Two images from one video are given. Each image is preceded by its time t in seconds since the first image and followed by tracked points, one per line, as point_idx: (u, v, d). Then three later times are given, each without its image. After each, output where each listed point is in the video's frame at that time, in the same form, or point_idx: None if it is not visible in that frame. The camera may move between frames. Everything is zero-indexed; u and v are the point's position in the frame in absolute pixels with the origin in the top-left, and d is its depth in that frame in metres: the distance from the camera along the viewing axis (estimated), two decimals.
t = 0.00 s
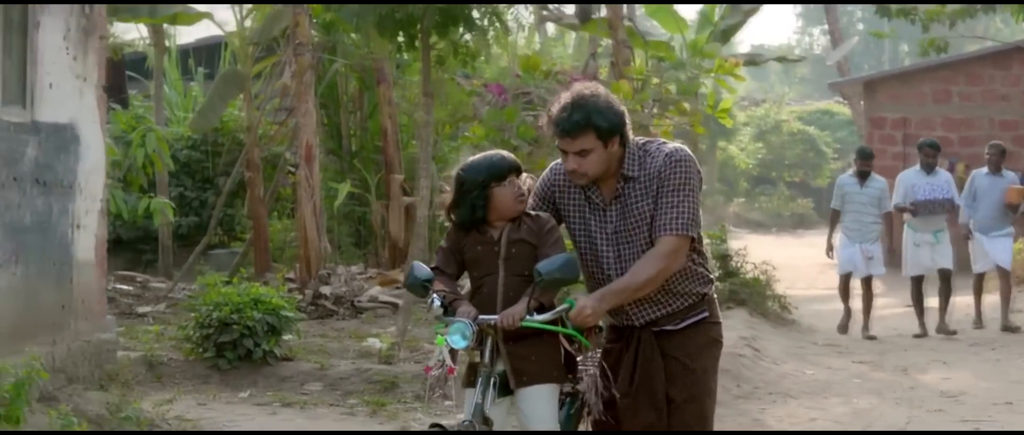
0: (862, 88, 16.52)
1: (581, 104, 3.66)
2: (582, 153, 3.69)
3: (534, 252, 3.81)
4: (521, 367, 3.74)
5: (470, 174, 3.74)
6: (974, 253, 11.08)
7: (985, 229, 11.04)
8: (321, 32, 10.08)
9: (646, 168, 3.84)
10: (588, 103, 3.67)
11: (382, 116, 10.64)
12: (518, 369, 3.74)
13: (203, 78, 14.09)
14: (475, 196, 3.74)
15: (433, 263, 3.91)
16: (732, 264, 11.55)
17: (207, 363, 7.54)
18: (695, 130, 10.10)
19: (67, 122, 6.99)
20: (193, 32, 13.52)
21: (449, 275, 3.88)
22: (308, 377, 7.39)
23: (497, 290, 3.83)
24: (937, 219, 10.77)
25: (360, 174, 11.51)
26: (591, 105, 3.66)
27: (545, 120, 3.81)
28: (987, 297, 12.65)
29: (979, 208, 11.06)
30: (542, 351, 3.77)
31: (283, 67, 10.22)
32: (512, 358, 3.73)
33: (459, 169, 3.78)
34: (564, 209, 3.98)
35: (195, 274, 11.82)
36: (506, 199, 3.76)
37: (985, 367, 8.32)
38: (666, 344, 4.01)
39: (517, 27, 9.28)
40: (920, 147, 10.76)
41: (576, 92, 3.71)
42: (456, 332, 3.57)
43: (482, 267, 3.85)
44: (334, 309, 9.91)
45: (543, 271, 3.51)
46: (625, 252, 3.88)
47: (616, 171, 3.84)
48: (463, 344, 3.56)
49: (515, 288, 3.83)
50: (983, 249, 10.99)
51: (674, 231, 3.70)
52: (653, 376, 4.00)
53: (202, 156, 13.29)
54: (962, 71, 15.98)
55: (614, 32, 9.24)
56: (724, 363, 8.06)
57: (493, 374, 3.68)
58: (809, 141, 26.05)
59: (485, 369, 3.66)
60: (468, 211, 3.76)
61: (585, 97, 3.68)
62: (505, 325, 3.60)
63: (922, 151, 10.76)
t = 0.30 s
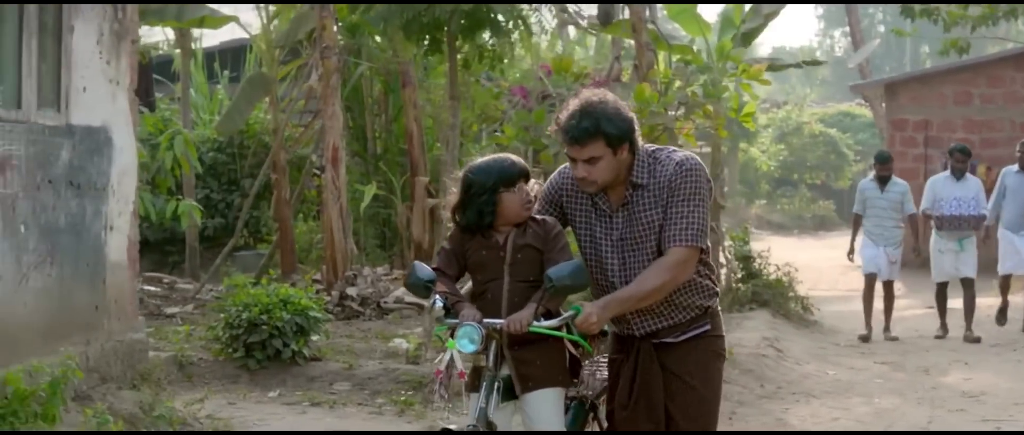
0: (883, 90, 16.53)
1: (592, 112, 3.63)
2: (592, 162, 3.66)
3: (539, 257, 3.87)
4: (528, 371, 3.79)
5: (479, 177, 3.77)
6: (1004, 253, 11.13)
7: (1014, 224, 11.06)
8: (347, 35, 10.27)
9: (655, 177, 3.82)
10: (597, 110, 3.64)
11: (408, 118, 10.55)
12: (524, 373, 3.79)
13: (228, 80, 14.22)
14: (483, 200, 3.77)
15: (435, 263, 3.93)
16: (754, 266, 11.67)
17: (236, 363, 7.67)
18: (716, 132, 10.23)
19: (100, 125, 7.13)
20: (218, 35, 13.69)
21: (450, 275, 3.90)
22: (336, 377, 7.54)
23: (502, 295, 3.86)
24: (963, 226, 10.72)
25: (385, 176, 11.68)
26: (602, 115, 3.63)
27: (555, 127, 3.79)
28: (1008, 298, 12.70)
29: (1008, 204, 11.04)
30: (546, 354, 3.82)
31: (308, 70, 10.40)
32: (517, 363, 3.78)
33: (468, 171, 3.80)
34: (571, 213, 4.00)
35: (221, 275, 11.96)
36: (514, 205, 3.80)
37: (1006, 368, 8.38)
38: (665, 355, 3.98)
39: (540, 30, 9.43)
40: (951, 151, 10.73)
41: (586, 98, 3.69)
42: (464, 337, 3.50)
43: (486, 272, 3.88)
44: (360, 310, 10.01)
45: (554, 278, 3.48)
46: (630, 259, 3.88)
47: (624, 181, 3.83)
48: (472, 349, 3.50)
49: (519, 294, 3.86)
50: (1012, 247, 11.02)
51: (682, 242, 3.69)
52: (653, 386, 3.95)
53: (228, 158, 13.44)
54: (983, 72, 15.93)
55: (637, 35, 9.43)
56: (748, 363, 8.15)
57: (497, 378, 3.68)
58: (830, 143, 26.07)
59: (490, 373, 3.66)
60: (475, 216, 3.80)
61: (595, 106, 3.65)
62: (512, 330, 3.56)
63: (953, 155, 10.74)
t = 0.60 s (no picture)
0: (905, 89, 16.51)
1: (612, 113, 3.58)
2: (610, 165, 3.61)
3: (548, 261, 3.79)
4: (535, 373, 3.73)
5: (488, 176, 3.72)
6: None
7: None
8: (373, 36, 10.45)
9: (674, 187, 3.74)
10: (619, 112, 3.60)
11: (433, 118, 10.56)
12: (531, 375, 3.73)
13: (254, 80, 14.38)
14: (493, 200, 3.71)
15: (440, 263, 3.86)
16: (778, 264, 11.75)
17: (266, 360, 7.83)
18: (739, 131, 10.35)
19: (134, 125, 7.32)
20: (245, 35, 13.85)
21: (456, 277, 3.84)
22: (364, 374, 7.67)
23: (509, 298, 3.79)
24: (991, 219, 10.69)
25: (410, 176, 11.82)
26: (624, 117, 3.58)
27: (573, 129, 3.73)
28: None
29: None
30: (553, 355, 3.75)
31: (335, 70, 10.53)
32: (524, 365, 3.72)
33: (478, 171, 3.75)
34: (583, 219, 3.90)
35: (248, 274, 12.13)
36: (523, 207, 3.74)
37: None
38: (672, 362, 3.85)
39: (563, 30, 9.56)
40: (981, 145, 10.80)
41: (607, 100, 3.64)
42: (473, 338, 3.45)
43: (492, 275, 3.82)
44: (387, 308, 10.18)
45: (564, 280, 3.44)
46: (643, 269, 3.78)
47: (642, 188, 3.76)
48: (481, 350, 3.45)
49: (527, 297, 3.79)
50: None
51: (698, 255, 3.63)
52: (656, 392, 3.83)
53: (254, 158, 13.58)
54: (1005, 72, 15.89)
55: (660, 36, 9.58)
56: (771, 361, 8.24)
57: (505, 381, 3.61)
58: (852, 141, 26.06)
59: (497, 376, 3.58)
60: (484, 215, 3.74)
61: (616, 108, 3.60)
62: (520, 332, 3.50)
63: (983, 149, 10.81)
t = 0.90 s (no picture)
0: (922, 89, 16.56)
1: (612, 100, 3.53)
2: (610, 155, 3.56)
3: (552, 263, 3.78)
4: (538, 378, 3.72)
5: (496, 177, 3.69)
6: None
7: None
8: (393, 36, 10.58)
9: (672, 178, 3.69)
10: (617, 99, 3.55)
11: (454, 118, 10.69)
12: (534, 379, 3.72)
13: (274, 80, 14.48)
14: (500, 199, 3.69)
15: (442, 267, 3.85)
16: (795, 262, 11.93)
17: (290, 357, 7.99)
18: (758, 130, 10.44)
19: (160, 124, 7.43)
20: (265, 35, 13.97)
21: (457, 280, 3.81)
22: (388, 371, 7.83)
23: (513, 300, 3.78)
24: (1010, 212, 10.72)
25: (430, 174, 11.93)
26: (624, 105, 3.53)
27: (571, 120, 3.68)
28: None
29: None
30: (557, 360, 3.74)
31: (355, 69, 10.64)
32: (527, 369, 3.71)
33: (484, 171, 3.73)
34: (583, 214, 3.85)
35: (270, 272, 12.27)
36: (530, 206, 3.72)
37: None
38: (689, 355, 3.82)
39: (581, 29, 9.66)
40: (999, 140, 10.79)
41: (607, 87, 3.59)
42: (474, 341, 3.43)
43: (495, 277, 3.80)
44: (407, 306, 10.18)
45: (566, 281, 3.41)
46: (644, 263, 3.71)
47: (641, 179, 3.71)
48: (482, 353, 3.43)
49: (531, 300, 3.78)
50: None
51: (700, 246, 3.58)
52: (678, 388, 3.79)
53: (274, 157, 13.70)
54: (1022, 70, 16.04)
55: (678, 37, 9.87)
56: (790, 357, 8.33)
57: (507, 385, 3.61)
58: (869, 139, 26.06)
59: (499, 379, 3.59)
60: (490, 215, 3.72)
61: (615, 96, 3.55)
62: (522, 335, 3.48)
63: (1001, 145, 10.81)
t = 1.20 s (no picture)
0: (936, 87, 16.62)
1: (609, 97, 3.44)
2: (607, 153, 3.47)
3: (556, 264, 3.62)
4: (539, 381, 3.59)
5: (500, 176, 3.52)
6: None
7: None
8: (411, 36, 10.68)
9: (673, 177, 3.57)
10: (614, 96, 3.45)
11: (472, 116, 10.78)
12: (535, 383, 3.59)
13: (292, 79, 14.64)
14: (504, 199, 3.53)
15: (444, 267, 3.69)
16: (811, 260, 12.00)
17: (312, 354, 8.13)
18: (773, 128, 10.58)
19: (185, 123, 7.49)
20: (283, 34, 14.13)
21: (460, 280, 3.66)
22: (408, 367, 7.96)
23: (515, 302, 3.62)
24: None
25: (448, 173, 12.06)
26: (618, 102, 3.43)
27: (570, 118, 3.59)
28: None
29: None
30: (558, 363, 3.62)
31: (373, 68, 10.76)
32: (529, 371, 3.59)
33: (488, 169, 3.56)
34: (584, 214, 3.74)
35: (288, 270, 12.41)
36: (534, 206, 3.55)
37: None
38: (692, 360, 3.69)
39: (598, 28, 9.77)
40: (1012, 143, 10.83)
41: (603, 85, 3.50)
42: (475, 343, 3.32)
43: (498, 278, 3.65)
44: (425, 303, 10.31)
45: (569, 284, 3.28)
46: (646, 263, 3.59)
47: (641, 178, 3.60)
48: (483, 356, 3.32)
49: (533, 302, 3.62)
50: None
51: (700, 247, 3.46)
52: (682, 392, 3.66)
53: (293, 155, 13.86)
54: None
55: (695, 37, 9.98)
56: (806, 354, 8.43)
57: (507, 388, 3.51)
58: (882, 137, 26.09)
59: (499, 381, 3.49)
60: (495, 215, 3.56)
61: (610, 93, 3.46)
62: (524, 337, 3.37)
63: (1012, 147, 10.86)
